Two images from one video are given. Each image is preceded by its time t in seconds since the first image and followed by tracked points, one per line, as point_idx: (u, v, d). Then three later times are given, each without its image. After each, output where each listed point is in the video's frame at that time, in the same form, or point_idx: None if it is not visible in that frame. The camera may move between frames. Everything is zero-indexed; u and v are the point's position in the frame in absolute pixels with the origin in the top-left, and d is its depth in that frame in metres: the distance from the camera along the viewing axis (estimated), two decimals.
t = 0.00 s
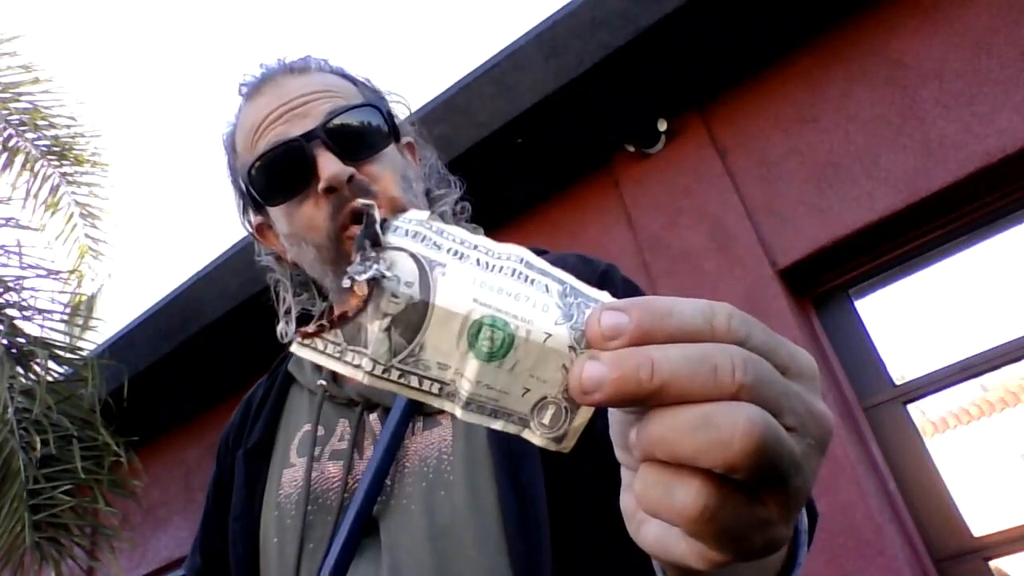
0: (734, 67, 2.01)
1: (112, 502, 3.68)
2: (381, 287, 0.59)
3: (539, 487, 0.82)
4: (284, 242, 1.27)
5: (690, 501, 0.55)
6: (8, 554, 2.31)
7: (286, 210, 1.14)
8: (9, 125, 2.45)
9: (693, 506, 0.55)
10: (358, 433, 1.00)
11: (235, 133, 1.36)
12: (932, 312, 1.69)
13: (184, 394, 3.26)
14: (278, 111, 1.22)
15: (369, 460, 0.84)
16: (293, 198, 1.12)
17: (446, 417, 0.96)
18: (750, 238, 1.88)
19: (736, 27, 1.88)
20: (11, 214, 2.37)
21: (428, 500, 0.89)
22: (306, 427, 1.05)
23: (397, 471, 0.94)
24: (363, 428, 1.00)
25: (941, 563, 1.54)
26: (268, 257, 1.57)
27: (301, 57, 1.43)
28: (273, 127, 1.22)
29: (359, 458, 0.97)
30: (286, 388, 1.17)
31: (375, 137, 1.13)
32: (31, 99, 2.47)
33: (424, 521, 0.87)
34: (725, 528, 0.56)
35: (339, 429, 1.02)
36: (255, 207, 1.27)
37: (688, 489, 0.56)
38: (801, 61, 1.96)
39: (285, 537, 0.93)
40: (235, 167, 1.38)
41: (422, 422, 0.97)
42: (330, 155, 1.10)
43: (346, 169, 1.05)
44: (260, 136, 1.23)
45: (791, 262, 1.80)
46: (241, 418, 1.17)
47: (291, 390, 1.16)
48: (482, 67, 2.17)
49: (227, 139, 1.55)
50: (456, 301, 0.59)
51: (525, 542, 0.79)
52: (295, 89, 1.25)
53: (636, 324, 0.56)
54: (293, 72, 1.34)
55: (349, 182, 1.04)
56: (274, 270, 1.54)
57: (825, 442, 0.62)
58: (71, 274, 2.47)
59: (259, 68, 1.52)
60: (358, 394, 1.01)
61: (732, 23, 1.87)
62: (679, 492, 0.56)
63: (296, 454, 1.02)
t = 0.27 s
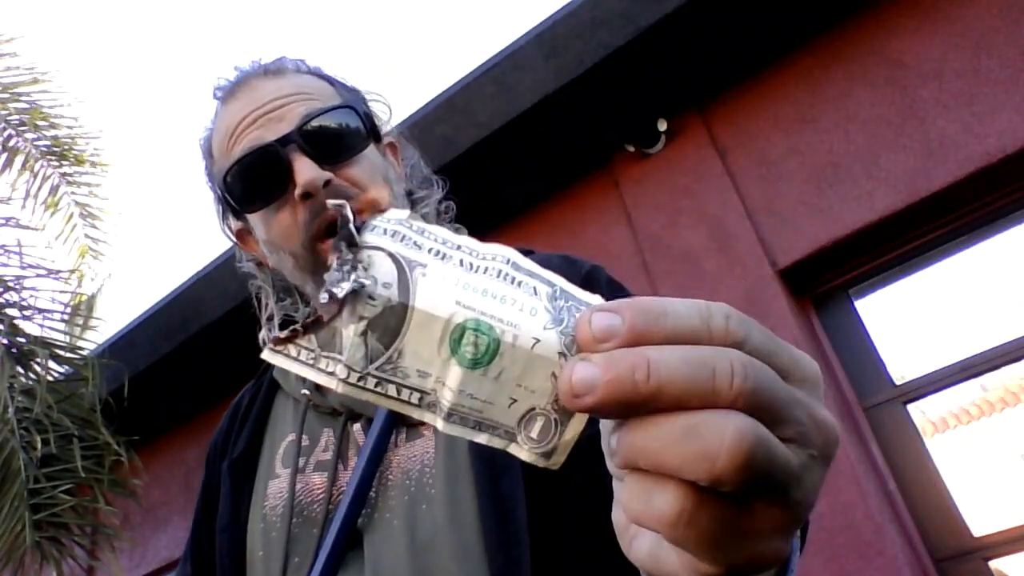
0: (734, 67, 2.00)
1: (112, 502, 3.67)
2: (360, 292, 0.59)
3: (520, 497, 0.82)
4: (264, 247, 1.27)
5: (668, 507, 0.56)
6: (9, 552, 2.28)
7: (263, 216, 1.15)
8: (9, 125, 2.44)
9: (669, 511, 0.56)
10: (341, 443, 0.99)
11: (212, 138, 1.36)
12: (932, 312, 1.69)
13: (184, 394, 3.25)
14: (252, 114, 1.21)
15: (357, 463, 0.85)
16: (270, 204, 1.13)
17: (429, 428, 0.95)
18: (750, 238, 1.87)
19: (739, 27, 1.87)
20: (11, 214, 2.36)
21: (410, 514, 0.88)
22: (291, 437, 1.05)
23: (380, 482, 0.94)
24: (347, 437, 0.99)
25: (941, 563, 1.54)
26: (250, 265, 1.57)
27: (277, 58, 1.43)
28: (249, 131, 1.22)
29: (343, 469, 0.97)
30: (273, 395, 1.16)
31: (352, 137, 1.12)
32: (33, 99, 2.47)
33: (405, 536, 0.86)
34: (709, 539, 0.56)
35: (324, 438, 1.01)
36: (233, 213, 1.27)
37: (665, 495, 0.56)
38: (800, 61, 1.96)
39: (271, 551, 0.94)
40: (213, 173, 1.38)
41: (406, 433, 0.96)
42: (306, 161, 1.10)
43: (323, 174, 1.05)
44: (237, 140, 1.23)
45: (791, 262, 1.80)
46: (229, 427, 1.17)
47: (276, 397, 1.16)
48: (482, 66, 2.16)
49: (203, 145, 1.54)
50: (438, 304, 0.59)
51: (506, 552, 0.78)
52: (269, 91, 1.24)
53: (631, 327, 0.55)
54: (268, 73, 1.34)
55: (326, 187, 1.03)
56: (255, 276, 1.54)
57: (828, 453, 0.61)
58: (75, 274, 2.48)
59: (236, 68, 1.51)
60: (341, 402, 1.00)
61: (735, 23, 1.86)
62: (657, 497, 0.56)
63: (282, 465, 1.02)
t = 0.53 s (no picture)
0: (734, 67, 1.99)
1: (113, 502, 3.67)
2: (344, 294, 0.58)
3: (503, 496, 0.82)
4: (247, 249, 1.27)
5: (666, 517, 0.55)
6: (9, 552, 2.26)
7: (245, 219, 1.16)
8: (8, 125, 2.44)
9: (667, 522, 0.55)
10: (328, 451, 0.99)
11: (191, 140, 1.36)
12: (932, 312, 1.68)
13: (184, 394, 3.25)
14: (229, 116, 1.22)
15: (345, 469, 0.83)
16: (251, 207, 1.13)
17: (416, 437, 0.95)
18: (751, 238, 1.87)
19: (740, 27, 1.87)
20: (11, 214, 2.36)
21: (397, 524, 0.88)
22: (277, 443, 1.05)
23: (369, 490, 0.94)
24: (333, 444, 0.99)
25: (941, 563, 1.53)
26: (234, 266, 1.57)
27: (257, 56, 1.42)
28: (229, 134, 1.21)
29: (330, 477, 0.97)
30: (258, 399, 1.16)
31: (332, 138, 1.12)
32: (34, 99, 2.47)
33: (393, 550, 0.86)
34: (706, 546, 0.56)
35: (310, 446, 1.01)
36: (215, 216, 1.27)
37: (662, 504, 0.55)
38: (800, 61, 1.95)
39: (258, 561, 0.94)
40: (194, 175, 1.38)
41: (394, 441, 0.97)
42: (287, 163, 1.11)
43: (303, 176, 1.05)
44: (217, 143, 1.22)
45: (791, 262, 1.80)
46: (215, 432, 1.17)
47: (262, 402, 1.15)
48: (481, 66, 2.15)
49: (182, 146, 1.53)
50: (425, 306, 0.58)
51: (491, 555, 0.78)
52: (248, 92, 1.24)
53: (626, 331, 0.55)
54: (248, 73, 1.33)
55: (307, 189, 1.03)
56: (239, 278, 1.54)
57: (829, 457, 0.61)
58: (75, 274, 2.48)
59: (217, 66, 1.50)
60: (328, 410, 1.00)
61: (737, 23, 1.86)
62: (653, 506, 0.56)
63: (268, 472, 1.02)
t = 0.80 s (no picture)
0: (733, 67, 1.99)
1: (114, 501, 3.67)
2: (330, 292, 0.57)
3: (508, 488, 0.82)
4: (235, 249, 1.28)
5: (647, 505, 0.56)
6: (9, 552, 2.26)
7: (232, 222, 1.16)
8: (8, 125, 2.44)
9: (648, 511, 0.56)
10: (333, 449, 1.00)
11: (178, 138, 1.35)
12: (931, 312, 1.69)
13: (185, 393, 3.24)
14: (216, 118, 1.21)
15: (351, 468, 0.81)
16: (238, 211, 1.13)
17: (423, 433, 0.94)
18: (751, 238, 1.87)
19: (740, 27, 1.87)
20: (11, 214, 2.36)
21: (404, 518, 0.88)
22: (278, 439, 1.05)
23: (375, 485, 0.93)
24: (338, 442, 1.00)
25: (941, 563, 1.55)
26: (224, 265, 1.56)
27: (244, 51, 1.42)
28: (215, 134, 1.21)
29: (334, 474, 0.98)
30: (252, 392, 1.14)
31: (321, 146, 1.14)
32: (33, 99, 2.47)
33: (401, 542, 0.86)
34: (686, 529, 0.56)
35: (314, 444, 1.02)
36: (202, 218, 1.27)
37: (644, 493, 0.56)
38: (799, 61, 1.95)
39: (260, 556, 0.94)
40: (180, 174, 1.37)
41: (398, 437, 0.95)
42: (275, 167, 1.11)
43: (292, 181, 1.05)
44: (204, 144, 1.22)
45: (791, 261, 1.80)
46: (198, 424, 1.15)
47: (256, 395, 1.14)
48: (481, 66, 2.15)
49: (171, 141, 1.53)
50: (405, 304, 0.58)
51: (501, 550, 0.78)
52: (234, 92, 1.24)
53: (600, 324, 0.55)
54: (234, 72, 1.33)
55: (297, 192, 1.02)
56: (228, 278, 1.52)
57: (802, 441, 0.61)
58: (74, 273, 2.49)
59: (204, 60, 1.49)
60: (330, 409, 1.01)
61: (737, 23, 1.86)
62: (635, 495, 0.56)
63: (270, 468, 1.02)
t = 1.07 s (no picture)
0: (733, 67, 1.99)
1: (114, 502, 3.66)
2: (318, 294, 0.57)
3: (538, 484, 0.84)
4: (234, 243, 1.28)
5: (618, 481, 0.56)
6: (9, 552, 2.22)
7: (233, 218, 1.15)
8: (8, 125, 2.44)
9: (620, 485, 0.56)
10: (351, 443, 0.98)
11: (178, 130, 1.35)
12: (932, 312, 1.69)
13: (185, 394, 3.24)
14: (218, 112, 1.21)
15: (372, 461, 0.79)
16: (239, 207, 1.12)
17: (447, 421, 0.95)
18: (751, 238, 1.86)
19: (741, 26, 1.86)
20: (11, 214, 2.36)
21: (434, 504, 0.86)
22: (293, 430, 1.02)
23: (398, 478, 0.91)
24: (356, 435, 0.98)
25: (941, 563, 1.55)
26: (219, 261, 1.55)
27: (247, 43, 1.41)
28: (217, 129, 1.21)
29: (355, 468, 0.96)
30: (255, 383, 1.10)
31: (325, 142, 1.14)
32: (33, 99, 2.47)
33: (434, 527, 0.84)
34: (656, 504, 0.56)
35: (332, 436, 1.00)
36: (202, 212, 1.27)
37: (615, 469, 0.56)
38: (800, 61, 1.94)
39: (281, 550, 0.90)
40: (180, 166, 1.37)
41: (422, 427, 0.95)
42: (276, 162, 1.11)
43: (295, 178, 1.06)
44: (207, 139, 1.22)
45: (791, 261, 1.79)
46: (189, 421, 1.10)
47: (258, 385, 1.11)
48: (482, 66, 2.14)
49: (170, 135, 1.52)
50: (388, 299, 0.58)
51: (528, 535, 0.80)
52: (236, 87, 1.23)
53: (568, 312, 0.55)
54: (236, 64, 1.32)
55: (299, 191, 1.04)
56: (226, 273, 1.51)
57: (763, 415, 0.61)
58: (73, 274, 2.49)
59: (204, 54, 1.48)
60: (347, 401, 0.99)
61: (739, 23, 1.85)
62: (607, 472, 0.57)
63: (285, 459, 0.99)
